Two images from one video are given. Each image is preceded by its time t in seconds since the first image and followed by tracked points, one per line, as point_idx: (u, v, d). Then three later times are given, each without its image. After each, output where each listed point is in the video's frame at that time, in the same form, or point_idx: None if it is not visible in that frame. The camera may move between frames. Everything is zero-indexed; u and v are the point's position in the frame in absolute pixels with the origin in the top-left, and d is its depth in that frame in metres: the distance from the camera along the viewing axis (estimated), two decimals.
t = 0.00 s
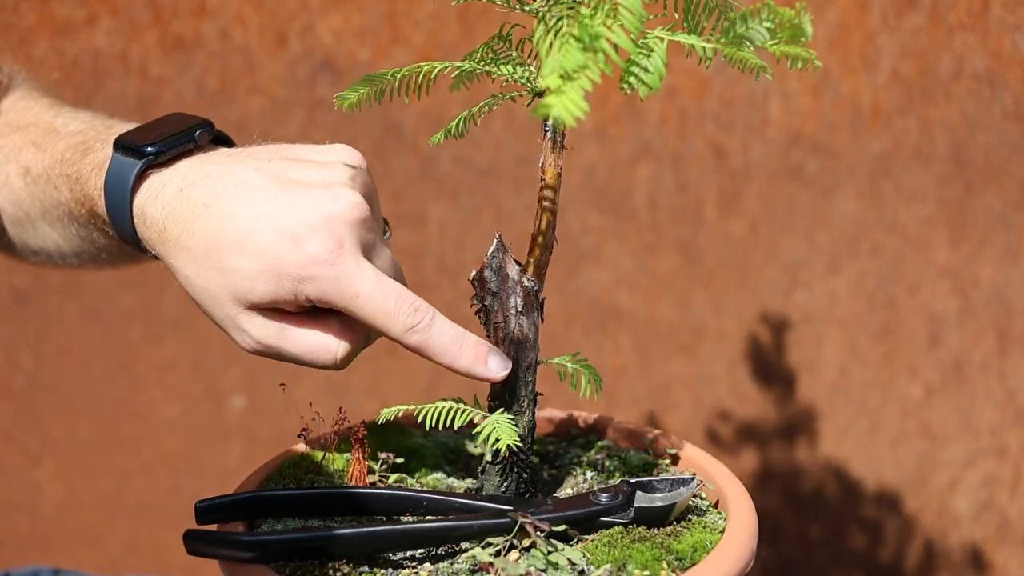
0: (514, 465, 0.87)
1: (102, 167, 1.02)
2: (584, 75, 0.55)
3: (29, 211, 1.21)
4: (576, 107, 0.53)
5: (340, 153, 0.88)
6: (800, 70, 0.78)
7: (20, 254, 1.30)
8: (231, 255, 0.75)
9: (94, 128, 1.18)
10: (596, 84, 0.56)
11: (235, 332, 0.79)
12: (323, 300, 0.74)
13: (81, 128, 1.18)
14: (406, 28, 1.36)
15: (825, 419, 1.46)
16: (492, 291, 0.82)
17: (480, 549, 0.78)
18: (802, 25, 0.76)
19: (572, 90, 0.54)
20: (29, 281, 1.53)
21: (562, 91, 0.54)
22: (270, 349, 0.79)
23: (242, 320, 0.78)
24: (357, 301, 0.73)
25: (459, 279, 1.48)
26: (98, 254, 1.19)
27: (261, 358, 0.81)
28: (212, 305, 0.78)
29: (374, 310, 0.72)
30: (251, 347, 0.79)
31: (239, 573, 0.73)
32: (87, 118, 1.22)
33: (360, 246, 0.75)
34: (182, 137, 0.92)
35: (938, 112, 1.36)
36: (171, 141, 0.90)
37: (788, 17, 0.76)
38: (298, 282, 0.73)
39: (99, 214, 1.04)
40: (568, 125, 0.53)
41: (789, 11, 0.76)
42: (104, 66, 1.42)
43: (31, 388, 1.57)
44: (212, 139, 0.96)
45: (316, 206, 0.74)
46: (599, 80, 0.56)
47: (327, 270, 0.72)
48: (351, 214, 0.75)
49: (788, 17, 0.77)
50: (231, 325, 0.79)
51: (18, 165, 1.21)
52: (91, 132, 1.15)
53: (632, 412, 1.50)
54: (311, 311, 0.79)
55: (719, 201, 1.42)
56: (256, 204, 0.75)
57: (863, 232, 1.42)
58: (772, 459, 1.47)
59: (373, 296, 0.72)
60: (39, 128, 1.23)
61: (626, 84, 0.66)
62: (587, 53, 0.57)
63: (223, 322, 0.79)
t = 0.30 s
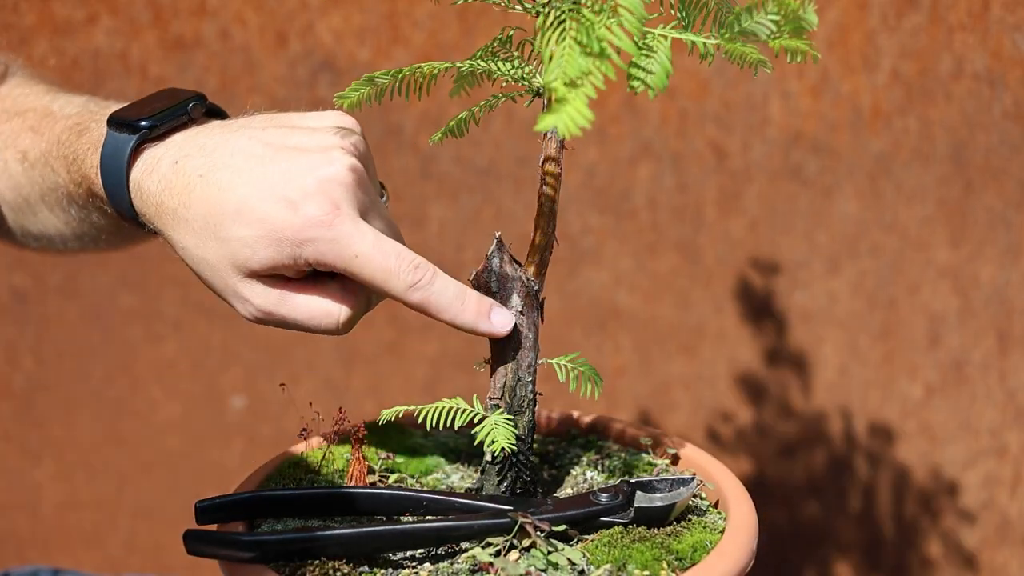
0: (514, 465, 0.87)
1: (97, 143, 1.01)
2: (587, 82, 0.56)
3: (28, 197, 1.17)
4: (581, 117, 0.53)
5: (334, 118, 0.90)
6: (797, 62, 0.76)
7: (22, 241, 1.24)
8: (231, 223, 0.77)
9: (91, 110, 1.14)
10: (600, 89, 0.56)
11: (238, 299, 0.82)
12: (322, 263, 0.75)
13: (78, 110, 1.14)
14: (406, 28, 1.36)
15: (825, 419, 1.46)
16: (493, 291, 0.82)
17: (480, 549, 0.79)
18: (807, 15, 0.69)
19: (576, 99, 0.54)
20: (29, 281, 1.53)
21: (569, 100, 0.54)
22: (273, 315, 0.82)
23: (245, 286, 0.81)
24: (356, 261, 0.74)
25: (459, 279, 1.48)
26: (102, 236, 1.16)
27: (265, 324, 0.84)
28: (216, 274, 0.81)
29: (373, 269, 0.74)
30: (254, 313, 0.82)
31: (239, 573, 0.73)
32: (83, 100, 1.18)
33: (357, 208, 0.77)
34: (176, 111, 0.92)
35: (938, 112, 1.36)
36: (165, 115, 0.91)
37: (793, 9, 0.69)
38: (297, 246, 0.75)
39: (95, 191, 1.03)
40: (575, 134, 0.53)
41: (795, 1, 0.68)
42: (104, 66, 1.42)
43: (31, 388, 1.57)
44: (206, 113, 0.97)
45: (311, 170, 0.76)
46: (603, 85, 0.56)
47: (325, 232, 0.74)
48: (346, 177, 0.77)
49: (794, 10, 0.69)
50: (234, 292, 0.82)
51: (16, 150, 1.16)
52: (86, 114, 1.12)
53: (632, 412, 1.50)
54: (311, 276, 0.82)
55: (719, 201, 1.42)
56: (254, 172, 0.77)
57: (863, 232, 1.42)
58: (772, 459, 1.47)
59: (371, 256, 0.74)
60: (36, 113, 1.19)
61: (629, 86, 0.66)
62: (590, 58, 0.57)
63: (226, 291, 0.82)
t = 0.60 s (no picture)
0: (514, 465, 0.87)
1: (101, 131, 0.96)
2: (581, 76, 0.57)
3: (30, 189, 1.09)
4: (575, 106, 0.55)
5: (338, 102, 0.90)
6: (799, 75, 0.79)
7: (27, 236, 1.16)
8: (237, 205, 0.77)
9: (94, 99, 1.08)
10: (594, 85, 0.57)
11: (244, 282, 0.82)
12: (327, 242, 0.75)
13: (80, 100, 1.08)
14: (406, 28, 1.36)
15: (824, 418, 1.46)
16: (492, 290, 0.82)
17: (480, 549, 0.79)
18: (802, 30, 0.77)
19: (571, 89, 0.56)
20: (29, 281, 1.53)
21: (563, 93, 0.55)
22: (279, 298, 0.81)
23: (251, 269, 0.80)
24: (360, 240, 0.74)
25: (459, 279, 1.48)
26: (109, 228, 1.09)
27: (271, 308, 0.83)
28: (222, 257, 0.81)
29: (378, 247, 0.74)
30: (260, 297, 0.82)
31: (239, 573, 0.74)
32: (87, 91, 1.13)
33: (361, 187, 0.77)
34: (179, 96, 0.92)
35: (938, 111, 1.36)
36: (168, 101, 0.90)
37: (789, 22, 0.76)
38: (303, 226, 0.75)
39: (101, 179, 0.97)
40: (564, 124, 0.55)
41: (789, 15, 0.76)
42: (104, 66, 1.42)
43: (31, 387, 1.57)
44: (209, 98, 0.96)
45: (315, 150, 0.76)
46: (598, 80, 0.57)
47: (329, 211, 0.74)
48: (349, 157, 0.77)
49: (789, 23, 0.76)
50: (240, 275, 0.81)
51: (16, 143, 1.09)
52: (89, 104, 1.06)
53: (632, 412, 1.50)
54: (318, 258, 0.82)
55: (719, 200, 1.42)
56: (259, 154, 0.78)
57: (863, 232, 1.42)
58: (772, 459, 1.47)
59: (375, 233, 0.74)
60: (37, 104, 1.12)
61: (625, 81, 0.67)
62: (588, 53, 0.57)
63: (232, 274, 0.82)
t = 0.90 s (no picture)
0: (513, 465, 0.87)
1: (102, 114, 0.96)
2: (582, 74, 0.56)
3: (30, 177, 1.05)
4: (575, 104, 0.53)
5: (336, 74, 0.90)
6: (798, 77, 0.79)
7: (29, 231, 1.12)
8: (239, 176, 0.77)
9: (93, 86, 1.07)
10: (595, 83, 0.56)
11: (249, 254, 0.81)
12: (331, 209, 0.75)
13: (79, 88, 1.07)
14: (406, 28, 1.36)
15: (825, 419, 1.46)
16: (493, 290, 0.82)
17: (480, 549, 0.79)
18: (800, 31, 0.78)
19: (571, 89, 0.54)
20: (29, 281, 1.53)
21: (563, 89, 0.54)
22: (284, 268, 0.81)
23: (256, 240, 0.80)
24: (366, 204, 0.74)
25: (458, 279, 1.47)
26: (114, 215, 1.06)
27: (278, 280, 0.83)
28: (227, 230, 0.80)
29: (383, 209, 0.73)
30: (267, 269, 0.82)
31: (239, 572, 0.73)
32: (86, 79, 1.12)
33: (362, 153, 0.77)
34: (177, 74, 0.92)
35: (938, 111, 1.36)
36: (165, 79, 0.90)
37: (788, 24, 0.77)
38: (306, 193, 0.75)
39: (104, 162, 0.96)
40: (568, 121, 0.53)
41: (788, 17, 0.77)
42: (104, 66, 1.42)
43: (31, 388, 1.57)
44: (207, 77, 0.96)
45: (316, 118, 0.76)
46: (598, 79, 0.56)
47: (334, 176, 0.74)
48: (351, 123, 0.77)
49: (787, 25, 0.77)
50: (245, 248, 0.81)
51: (14, 133, 1.06)
52: (88, 91, 1.05)
53: (631, 412, 1.50)
54: (323, 227, 0.82)
55: (719, 201, 1.42)
56: (261, 124, 0.77)
57: (863, 232, 1.42)
58: (772, 459, 1.47)
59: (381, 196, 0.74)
60: (36, 95, 1.09)
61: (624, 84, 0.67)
62: (587, 52, 0.57)
63: (238, 247, 0.81)
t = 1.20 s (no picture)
0: (514, 465, 0.87)
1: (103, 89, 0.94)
2: (583, 74, 0.57)
3: (31, 161, 1.04)
4: (576, 105, 0.55)
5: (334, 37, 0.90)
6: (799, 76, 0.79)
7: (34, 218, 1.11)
8: (242, 138, 0.77)
9: (92, 65, 1.06)
10: (596, 83, 0.57)
11: (257, 215, 0.81)
12: (337, 165, 0.75)
13: (78, 68, 1.06)
14: (406, 28, 1.36)
15: (825, 419, 1.46)
16: (493, 290, 0.82)
17: (480, 549, 0.79)
18: (801, 32, 0.77)
19: (572, 89, 0.55)
20: (29, 281, 1.53)
21: (564, 90, 0.55)
22: (293, 229, 0.80)
23: (263, 201, 0.80)
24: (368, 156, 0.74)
25: (458, 279, 1.47)
26: (118, 192, 1.05)
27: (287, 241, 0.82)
28: (234, 192, 0.80)
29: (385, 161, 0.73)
30: (275, 230, 0.81)
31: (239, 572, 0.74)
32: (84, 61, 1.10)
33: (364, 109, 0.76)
34: (176, 44, 0.91)
35: (938, 111, 1.36)
36: (165, 50, 0.90)
37: (789, 24, 0.77)
38: (311, 149, 0.74)
39: (104, 135, 0.94)
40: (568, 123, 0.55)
41: (789, 17, 0.77)
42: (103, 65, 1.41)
43: (30, 388, 1.57)
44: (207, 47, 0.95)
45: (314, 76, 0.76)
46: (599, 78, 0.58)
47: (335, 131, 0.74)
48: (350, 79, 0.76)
49: (789, 24, 0.77)
50: (253, 210, 0.81)
51: (15, 118, 1.04)
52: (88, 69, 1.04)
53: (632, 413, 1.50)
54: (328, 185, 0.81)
55: (720, 201, 1.42)
56: (260, 85, 0.77)
57: (863, 232, 1.42)
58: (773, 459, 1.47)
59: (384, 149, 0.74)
60: (34, 79, 1.08)
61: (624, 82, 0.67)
62: (587, 52, 0.57)
63: (245, 209, 0.81)
